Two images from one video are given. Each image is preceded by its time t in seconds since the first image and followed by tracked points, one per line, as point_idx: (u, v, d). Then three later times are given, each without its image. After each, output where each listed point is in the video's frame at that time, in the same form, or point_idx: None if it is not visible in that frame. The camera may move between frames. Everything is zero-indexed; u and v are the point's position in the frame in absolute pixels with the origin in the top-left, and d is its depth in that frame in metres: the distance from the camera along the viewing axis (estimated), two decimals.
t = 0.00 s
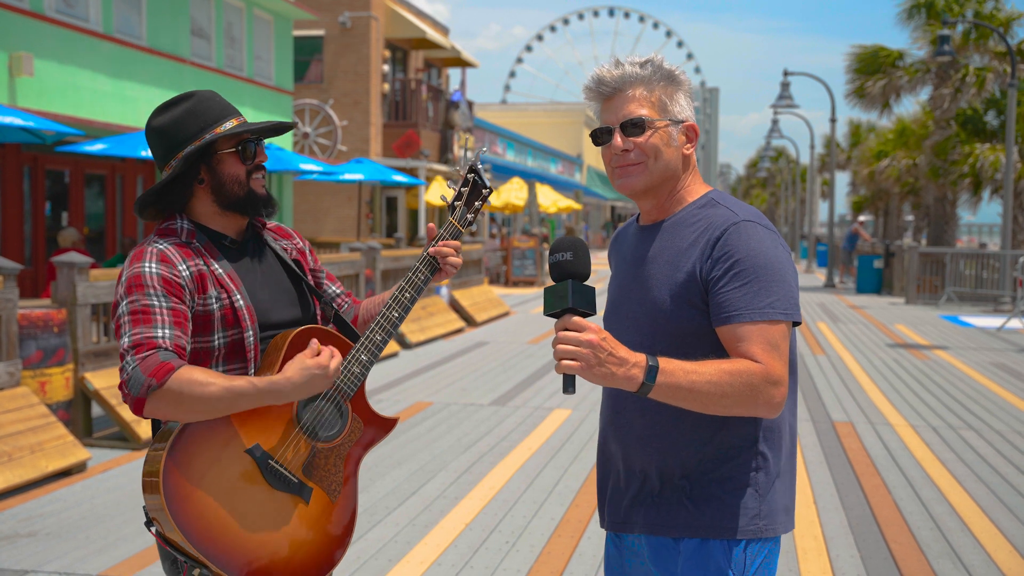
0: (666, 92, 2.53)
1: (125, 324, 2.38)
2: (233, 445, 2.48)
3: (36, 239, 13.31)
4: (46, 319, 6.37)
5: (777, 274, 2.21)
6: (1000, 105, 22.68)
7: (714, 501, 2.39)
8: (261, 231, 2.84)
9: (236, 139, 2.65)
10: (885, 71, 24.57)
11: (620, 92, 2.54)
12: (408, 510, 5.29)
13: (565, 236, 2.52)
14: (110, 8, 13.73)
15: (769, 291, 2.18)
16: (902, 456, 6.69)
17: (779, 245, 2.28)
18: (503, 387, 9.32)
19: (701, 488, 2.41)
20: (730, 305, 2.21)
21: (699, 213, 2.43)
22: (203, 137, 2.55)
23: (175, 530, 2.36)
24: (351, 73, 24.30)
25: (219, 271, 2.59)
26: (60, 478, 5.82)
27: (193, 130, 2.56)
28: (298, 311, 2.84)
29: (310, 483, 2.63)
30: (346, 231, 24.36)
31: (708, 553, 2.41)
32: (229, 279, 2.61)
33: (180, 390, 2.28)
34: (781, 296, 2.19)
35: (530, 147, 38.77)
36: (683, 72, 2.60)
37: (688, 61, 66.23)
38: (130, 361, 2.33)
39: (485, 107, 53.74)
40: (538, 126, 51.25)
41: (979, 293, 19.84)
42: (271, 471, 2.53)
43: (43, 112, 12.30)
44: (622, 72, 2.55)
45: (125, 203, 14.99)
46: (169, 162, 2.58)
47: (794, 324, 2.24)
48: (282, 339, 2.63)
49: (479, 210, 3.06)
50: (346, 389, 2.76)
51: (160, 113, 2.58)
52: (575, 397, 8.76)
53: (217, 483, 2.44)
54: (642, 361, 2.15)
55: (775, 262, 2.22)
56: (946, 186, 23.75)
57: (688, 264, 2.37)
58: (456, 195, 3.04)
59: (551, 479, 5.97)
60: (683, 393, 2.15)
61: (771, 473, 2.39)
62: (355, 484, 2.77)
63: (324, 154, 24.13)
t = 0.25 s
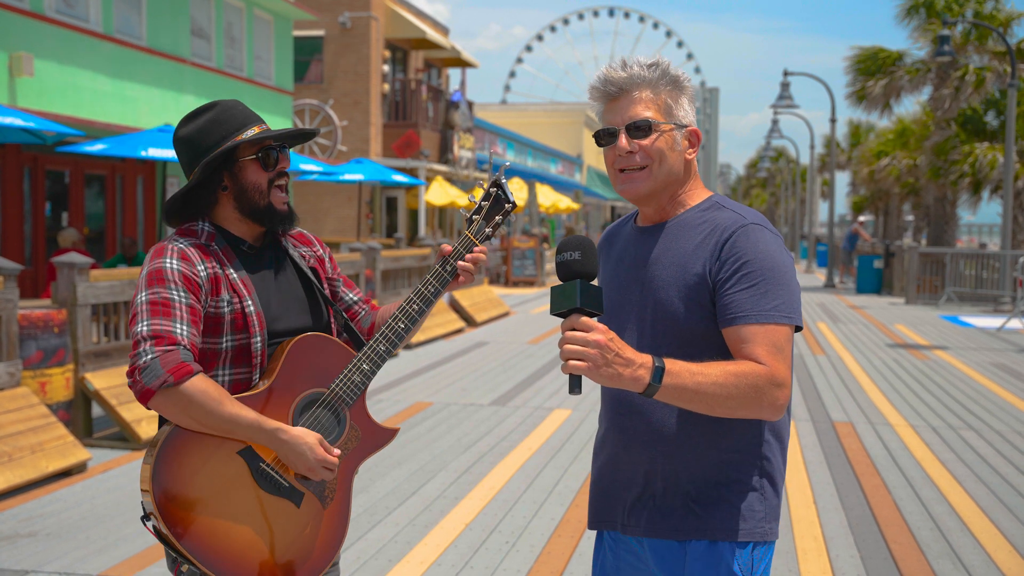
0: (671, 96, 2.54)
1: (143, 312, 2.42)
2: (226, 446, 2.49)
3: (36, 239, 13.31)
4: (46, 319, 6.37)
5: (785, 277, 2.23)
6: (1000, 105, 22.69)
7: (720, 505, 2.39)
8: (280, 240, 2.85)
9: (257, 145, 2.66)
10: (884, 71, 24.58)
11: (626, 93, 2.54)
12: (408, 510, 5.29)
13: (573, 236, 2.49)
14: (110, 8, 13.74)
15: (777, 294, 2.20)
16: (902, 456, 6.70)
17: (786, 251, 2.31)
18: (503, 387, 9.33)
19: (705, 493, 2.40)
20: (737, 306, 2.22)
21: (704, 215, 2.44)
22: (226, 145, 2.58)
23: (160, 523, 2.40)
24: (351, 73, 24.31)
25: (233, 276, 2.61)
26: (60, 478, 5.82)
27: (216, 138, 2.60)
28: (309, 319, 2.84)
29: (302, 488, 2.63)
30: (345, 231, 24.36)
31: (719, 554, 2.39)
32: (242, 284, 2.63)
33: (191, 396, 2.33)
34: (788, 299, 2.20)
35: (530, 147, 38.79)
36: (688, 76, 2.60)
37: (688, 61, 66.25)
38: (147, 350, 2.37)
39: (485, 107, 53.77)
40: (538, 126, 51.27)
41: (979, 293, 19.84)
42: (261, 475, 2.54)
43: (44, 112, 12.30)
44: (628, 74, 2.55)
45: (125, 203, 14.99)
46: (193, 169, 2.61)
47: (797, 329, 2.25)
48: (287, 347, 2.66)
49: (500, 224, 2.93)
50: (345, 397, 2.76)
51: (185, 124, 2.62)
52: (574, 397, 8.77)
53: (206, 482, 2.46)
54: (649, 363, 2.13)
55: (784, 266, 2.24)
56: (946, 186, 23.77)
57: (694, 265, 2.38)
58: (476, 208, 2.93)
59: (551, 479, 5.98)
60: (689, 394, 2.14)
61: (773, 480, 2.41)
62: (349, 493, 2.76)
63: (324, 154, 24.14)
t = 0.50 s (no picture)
0: (669, 92, 2.53)
1: (143, 300, 2.42)
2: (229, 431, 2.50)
3: (36, 239, 13.31)
4: (46, 319, 6.37)
5: (777, 272, 2.21)
6: (1000, 105, 22.68)
7: (707, 502, 2.39)
8: (293, 228, 2.87)
9: (273, 135, 2.70)
10: (885, 72, 24.57)
11: (623, 89, 2.55)
12: (408, 510, 5.29)
13: (571, 217, 2.53)
14: (110, 8, 13.73)
15: (769, 289, 2.19)
16: (902, 456, 6.70)
17: (780, 245, 2.29)
18: (503, 387, 9.32)
19: (693, 489, 2.40)
20: (729, 301, 2.22)
21: (700, 210, 2.43)
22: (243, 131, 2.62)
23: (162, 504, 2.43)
24: (351, 73, 24.30)
25: (244, 262, 2.62)
26: (60, 478, 5.82)
27: (233, 123, 2.64)
28: (321, 310, 2.84)
29: (305, 478, 2.63)
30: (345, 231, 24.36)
31: (704, 554, 2.39)
32: (253, 271, 2.64)
33: (179, 372, 2.32)
34: (780, 293, 2.19)
35: (530, 148, 38.79)
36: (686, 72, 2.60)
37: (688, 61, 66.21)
38: (138, 339, 2.37)
39: (485, 107, 53.76)
40: (538, 126, 51.26)
41: (979, 293, 19.82)
42: (265, 462, 2.54)
43: (44, 112, 12.30)
44: (627, 69, 2.56)
45: (125, 203, 15.00)
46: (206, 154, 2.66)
47: (790, 323, 2.24)
48: (295, 335, 2.66)
49: (512, 222, 2.95)
50: (352, 390, 2.76)
51: (206, 109, 2.67)
52: (574, 397, 8.77)
53: (209, 467, 2.48)
54: (640, 347, 2.17)
55: (776, 261, 2.23)
56: (946, 186, 23.76)
57: (688, 261, 2.38)
58: (489, 207, 2.96)
59: (551, 479, 5.97)
60: (679, 380, 2.16)
61: (765, 479, 2.39)
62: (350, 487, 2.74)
63: (324, 153, 24.13)
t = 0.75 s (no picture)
0: (659, 97, 2.53)
1: (151, 303, 2.41)
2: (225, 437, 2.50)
3: (36, 239, 13.31)
4: (46, 319, 6.37)
5: (765, 274, 2.20)
6: (1000, 105, 22.67)
7: (698, 504, 2.39)
8: (291, 236, 2.87)
9: (268, 142, 2.70)
10: (884, 71, 24.58)
11: (613, 95, 2.55)
12: (407, 510, 5.29)
13: (557, 219, 2.53)
14: (110, 8, 13.73)
15: (756, 291, 2.18)
16: (902, 456, 6.69)
17: (770, 247, 2.28)
18: (503, 387, 9.32)
19: (684, 491, 2.40)
20: (717, 304, 2.21)
21: (692, 214, 2.43)
22: (237, 137, 2.62)
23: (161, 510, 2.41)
24: (351, 73, 24.30)
25: (244, 270, 2.63)
26: (60, 478, 5.82)
27: (228, 132, 2.65)
28: (318, 316, 2.85)
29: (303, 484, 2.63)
30: (345, 231, 24.35)
31: (692, 554, 2.40)
32: (252, 279, 2.65)
33: (194, 391, 2.33)
34: (767, 296, 2.18)
35: (530, 147, 38.80)
36: (676, 78, 2.61)
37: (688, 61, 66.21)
38: (153, 341, 2.37)
39: (485, 107, 53.79)
40: (538, 126, 51.27)
41: (979, 293, 19.81)
42: (264, 468, 2.54)
43: (43, 112, 12.30)
44: (616, 75, 2.57)
45: (125, 203, 15.00)
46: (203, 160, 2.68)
47: (780, 326, 2.22)
48: (293, 342, 2.67)
49: (508, 229, 2.96)
50: (350, 395, 2.77)
51: (208, 119, 2.69)
52: (574, 397, 8.76)
53: (208, 473, 2.47)
54: (624, 349, 2.16)
55: (764, 263, 2.22)
56: (946, 186, 23.76)
57: (680, 264, 2.38)
58: (486, 212, 2.95)
59: (551, 479, 5.97)
60: (664, 383, 2.16)
61: (755, 482, 2.38)
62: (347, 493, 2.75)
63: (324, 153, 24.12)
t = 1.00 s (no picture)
0: (656, 94, 2.53)
1: (140, 304, 2.41)
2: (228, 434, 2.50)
3: (36, 239, 13.31)
4: (46, 319, 6.36)
5: (759, 273, 2.20)
6: (1000, 105, 22.67)
7: (698, 502, 2.38)
8: (287, 230, 2.87)
9: (257, 136, 2.71)
10: (885, 71, 24.57)
11: (609, 93, 2.55)
12: (407, 510, 5.29)
13: (549, 224, 2.51)
14: (110, 8, 13.73)
15: (749, 291, 2.18)
16: (902, 456, 6.69)
17: (765, 245, 2.27)
18: (503, 387, 9.31)
19: (683, 489, 2.40)
20: (710, 304, 2.21)
21: (688, 212, 2.43)
22: (224, 130, 2.62)
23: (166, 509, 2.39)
24: (351, 73, 24.30)
25: (239, 265, 2.62)
26: (60, 478, 5.82)
27: (216, 126, 2.65)
28: (316, 310, 2.85)
29: (307, 477, 2.64)
30: (345, 231, 24.35)
31: (693, 553, 2.40)
32: (248, 272, 2.64)
33: (180, 378, 2.31)
34: (760, 295, 2.18)
35: (530, 147, 38.81)
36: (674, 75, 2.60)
37: (688, 61, 66.25)
38: (139, 342, 2.36)
39: (485, 107, 53.81)
40: (538, 126, 51.27)
41: (979, 293, 19.80)
42: (267, 462, 2.55)
43: (44, 112, 12.30)
44: (612, 73, 2.56)
45: (125, 203, 15.00)
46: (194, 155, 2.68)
47: (776, 323, 2.22)
48: (292, 334, 2.66)
49: (505, 217, 2.98)
50: (350, 386, 2.77)
51: (199, 116, 2.69)
52: (574, 397, 8.77)
53: (213, 468, 2.47)
54: (616, 352, 2.16)
55: (757, 261, 2.22)
56: (946, 186, 23.76)
57: (674, 263, 2.38)
58: (482, 202, 2.98)
59: (551, 479, 5.97)
60: (657, 385, 2.16)
61: (754, 478, 2.37)
62: (351, 487, 2.76)
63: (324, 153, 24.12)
